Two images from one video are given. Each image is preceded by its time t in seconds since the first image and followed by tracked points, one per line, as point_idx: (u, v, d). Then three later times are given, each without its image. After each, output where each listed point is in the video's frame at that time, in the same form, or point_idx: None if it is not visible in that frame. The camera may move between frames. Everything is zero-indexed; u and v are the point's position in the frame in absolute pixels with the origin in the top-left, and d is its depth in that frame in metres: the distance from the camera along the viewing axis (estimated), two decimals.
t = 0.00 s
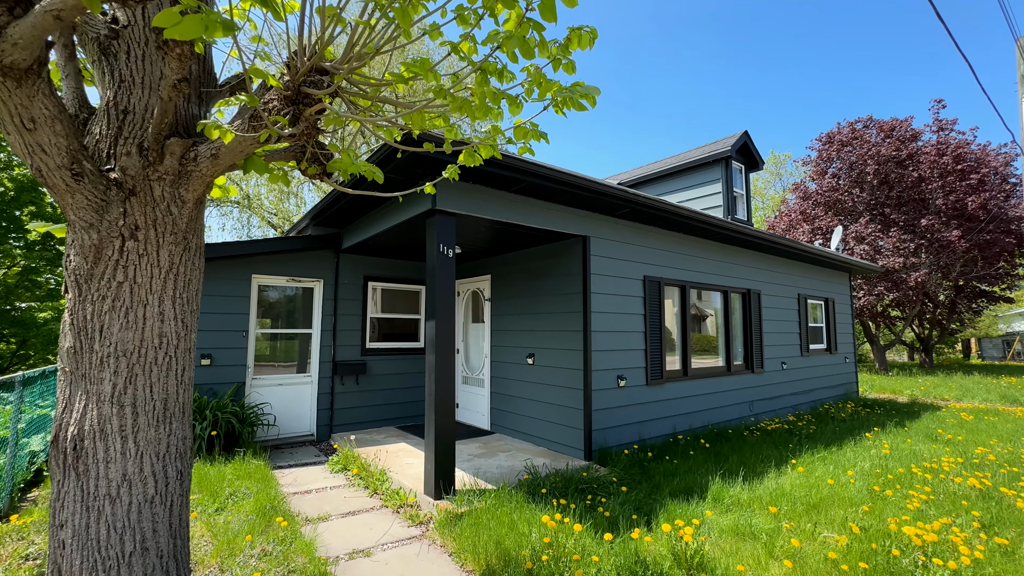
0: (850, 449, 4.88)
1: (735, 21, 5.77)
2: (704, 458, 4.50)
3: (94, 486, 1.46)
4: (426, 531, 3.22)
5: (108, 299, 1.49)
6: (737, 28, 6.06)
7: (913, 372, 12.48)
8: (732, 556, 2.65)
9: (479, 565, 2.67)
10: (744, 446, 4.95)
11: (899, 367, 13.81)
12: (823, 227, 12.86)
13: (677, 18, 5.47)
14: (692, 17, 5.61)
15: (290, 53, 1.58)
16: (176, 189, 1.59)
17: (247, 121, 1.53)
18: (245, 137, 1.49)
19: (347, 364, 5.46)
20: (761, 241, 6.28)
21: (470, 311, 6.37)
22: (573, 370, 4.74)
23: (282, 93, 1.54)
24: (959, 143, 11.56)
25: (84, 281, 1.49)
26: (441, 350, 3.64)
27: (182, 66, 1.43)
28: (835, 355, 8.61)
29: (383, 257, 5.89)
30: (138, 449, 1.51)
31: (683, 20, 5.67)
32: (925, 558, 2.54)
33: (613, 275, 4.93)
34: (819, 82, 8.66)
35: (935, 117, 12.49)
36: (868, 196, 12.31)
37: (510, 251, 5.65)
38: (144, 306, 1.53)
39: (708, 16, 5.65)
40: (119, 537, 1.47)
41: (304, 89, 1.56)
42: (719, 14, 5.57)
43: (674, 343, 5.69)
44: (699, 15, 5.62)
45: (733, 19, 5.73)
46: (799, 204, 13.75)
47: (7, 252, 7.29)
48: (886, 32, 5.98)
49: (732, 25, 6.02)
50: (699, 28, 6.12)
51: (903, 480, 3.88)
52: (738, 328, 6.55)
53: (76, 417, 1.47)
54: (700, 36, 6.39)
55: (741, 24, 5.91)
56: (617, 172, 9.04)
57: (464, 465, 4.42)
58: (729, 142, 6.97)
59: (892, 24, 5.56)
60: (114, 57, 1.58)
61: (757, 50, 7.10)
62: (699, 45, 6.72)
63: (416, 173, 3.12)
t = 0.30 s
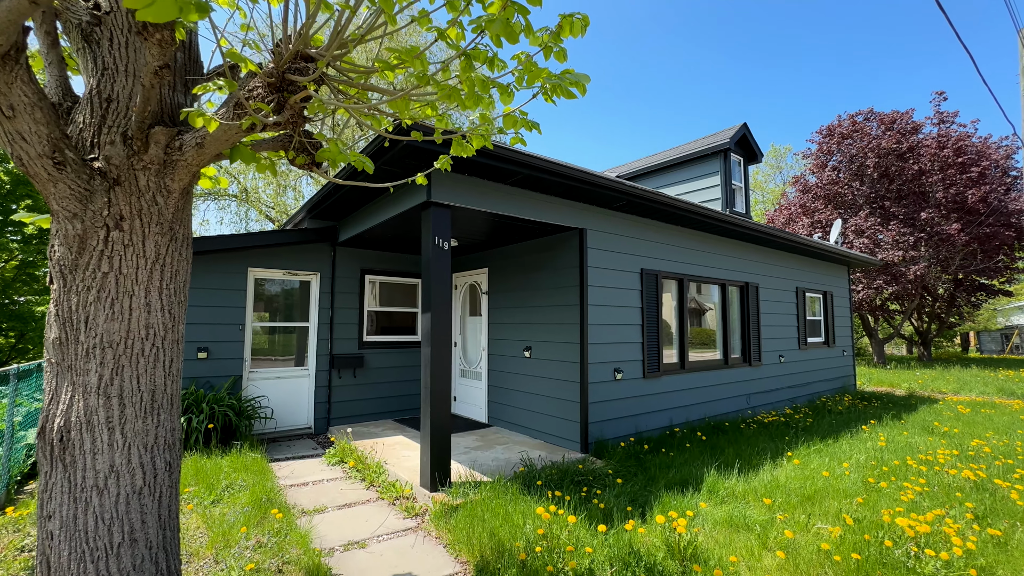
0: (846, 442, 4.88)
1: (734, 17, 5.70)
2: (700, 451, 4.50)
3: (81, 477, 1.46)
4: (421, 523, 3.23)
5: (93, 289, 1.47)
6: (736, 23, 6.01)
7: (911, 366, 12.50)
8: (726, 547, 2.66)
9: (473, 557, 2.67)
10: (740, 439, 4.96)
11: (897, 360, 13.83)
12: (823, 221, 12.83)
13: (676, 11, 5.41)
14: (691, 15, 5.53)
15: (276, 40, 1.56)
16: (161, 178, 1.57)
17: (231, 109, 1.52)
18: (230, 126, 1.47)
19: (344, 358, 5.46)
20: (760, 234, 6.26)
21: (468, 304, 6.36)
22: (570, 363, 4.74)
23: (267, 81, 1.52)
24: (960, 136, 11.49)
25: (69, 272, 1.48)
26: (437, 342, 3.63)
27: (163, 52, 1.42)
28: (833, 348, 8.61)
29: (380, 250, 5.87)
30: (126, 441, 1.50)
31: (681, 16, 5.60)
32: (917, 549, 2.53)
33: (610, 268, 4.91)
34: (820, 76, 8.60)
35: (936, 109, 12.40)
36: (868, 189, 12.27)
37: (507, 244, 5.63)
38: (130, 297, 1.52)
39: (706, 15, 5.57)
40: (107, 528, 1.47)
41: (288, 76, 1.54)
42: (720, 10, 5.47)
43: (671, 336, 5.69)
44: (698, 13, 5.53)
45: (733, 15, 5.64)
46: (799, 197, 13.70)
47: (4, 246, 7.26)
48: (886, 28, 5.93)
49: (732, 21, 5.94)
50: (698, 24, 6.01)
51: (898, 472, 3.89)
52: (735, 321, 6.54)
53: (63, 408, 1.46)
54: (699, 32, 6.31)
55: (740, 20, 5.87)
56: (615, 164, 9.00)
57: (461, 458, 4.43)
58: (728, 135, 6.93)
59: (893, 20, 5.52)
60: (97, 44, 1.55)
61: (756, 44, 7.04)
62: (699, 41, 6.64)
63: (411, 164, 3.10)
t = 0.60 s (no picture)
0: (844, 436, 4.87)
1: (735, 12, 5.63)
2: (698, 446, 4.50)
3: (70, 471, 1.45)
4: (418, 517, 3.23)
5: (80, 283, 1.46)
6: (737, 19, 5.94)
7: (911, 361, 12.48)
8: (722, 542, 2.65)
9: (468, 551, 2.67)
10: (739, 434, 4.95)
11: (897, 356, 13.82)
12: (824, 215, 12.78)
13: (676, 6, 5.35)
14: (691, 10, 5.46)
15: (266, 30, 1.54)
16: (149, 169, 1.55)
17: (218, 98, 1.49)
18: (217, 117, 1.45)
19: (343, 353, 5.45)
20: (759, 229, 6.23)
21: (466, 299, 6.34)
22: (568, 358, 4.73)
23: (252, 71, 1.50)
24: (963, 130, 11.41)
25: (55, 265, 1.46)
26: (434, 337, 3.61)
27: (147, 40, 1.42)
28: (832, 343, 8.60)
29: (378, 244, 5.86)
30: (114, 435, 1.49)
31: (682, 11, 5.53)
32: (913, 544, 2.51)
33: (609, 263, 4.89)
34: (822, 71, 8.53)
35: (939, 103, 12.30)
36: (869, 184, 12.21)
37: (505, 239, 5.60)
38: (117, 290, 1.50)
39: (706, 10, 5.49)
40: (96, 523, 1.46)
41: (275, 66, 1.52)
42: (720, 6, 5.42)
43: (669, 331, 5.68)
44: (698, 9, 5.47)
45: (733, 11, 5.60)
46: (800, 192, 13.65)
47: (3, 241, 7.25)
48: (887, 26, 5.88)
49: (733, 18, 5.87)
50: (698, 22, 5.99)
51: (896, 467, 3.88)
52: (734, 315, 6.53)
53: (50, 403, 1.45)
54: (699, 27, 6.24)
55: (741, 16, 5.81)
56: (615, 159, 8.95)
57: (458, 452, 4.42)
58: (728, 129, 6.89)
59: (896, 17, 5.45)
60: (82, 33, 1.52)
61: (757, 40, 6.98)
62: (699, 36, 6.56)
63: (406, 158, 3.09)
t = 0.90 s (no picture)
0: (845, 432, 4.85)
1: (737, 7, 5.57)
2: (698, 441, 4.48)
3: (58, 466, 1.43)
4: (416, 513, 3.21)
5: (66, 275, 1.44)
6: (739, 14, 5.88)
7: (912, 357, 12.44)
8: (721, 538, 2.63)
9: (466, 547, 2.65)
10: (739, 429, 4.93)
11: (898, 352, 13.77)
12: (825, 211, 12.72)
13: None
14: (693, 4, 5.40)
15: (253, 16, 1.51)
16: (137, 160, 1.52)
17: (206, 86, 1.46)
18: (204, 105, 1.42)
19: (342, 348, 5.43)
20: (761, 224, 6.18)
21: (466, 294, 6.31)
22: (567, 353, 4.71)
23: (239, 57, 1.47)
24: (966, 125, 11.32)
25: (42, 257, 1.44)
26: (432, 332, 3.58)
27: (131, 26, 1.38)
28: (833, 339, 8.56)
29: (377, 239, 5.83)
30: (103, 430, 1.47)
31: (683, 5, 5.47)
32: (914, 540, 2.49)
33: (608, 258, 4.86)
34: (825, 66, 8.45)
35: (942, 98, 12.20)
36: (872, 179, 12.13)
37: (505, 234, 5.56)
38: (105, 283, 1.48)
39: (708, 4, 5.43)
40: (85, 518, 1.45)
41: (262, 52, 1.49)
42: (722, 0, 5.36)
43: (669, 326, 5.65)
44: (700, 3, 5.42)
45: (735, 6, 5.54)
46: (802, 187, 13.57)
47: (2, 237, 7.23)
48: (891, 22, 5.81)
49: (736, 12, 5.80)
50: (700, 16, 5.93)
51: (897, 463, 3.85)
52: (735, 311, 6.49)
53: (38, 397, 1.43)
54: (701, 23, 6.18)
55: (743, 10, 5.75)
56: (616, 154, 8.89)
57: (457, 448, 4.41)
58: (729, 123, 6.83)
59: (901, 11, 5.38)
60: (68, 20, 1.49)
61: (759, 35, 6.91)
62: (701, 30, 6.49)
63: (403, 151, 3.06)
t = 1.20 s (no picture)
0: (847, 429, 4.81)
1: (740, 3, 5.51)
2: (699, 438, 4.45)
3: (46, 461, 1.40)
4: (414, 509, 3.19)
5: (53, 267, 1.41)
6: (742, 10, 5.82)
7: (915, 354, 12.36)
8: (721, 536, 2.60)
9: (464, 544, 2.63)
10: (740, 427, 4.90)
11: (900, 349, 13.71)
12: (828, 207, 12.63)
13: None
14: None
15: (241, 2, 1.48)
16: (125, 150, 1.49)
17: (194, 74, 1.43)
18: (192, 92, 1.39)
19: (342, 344, 5.41)
20: (763, 220, 6.13)
21: (467, 291, 6.28)
22: (567, 349, 4.68)
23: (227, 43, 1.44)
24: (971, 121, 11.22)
25: (29, 249, 1.42)
26: (431, 327, 3.55)
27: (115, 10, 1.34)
28: (836, 336, 8.51)
29: (377, 235, 5.80)
30: (92, 425, 1.44)
31: None
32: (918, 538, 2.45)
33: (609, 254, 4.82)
34: (829, 62, 8.38)
35: (947, 93, 12.10)
36: (875, 175, 12.04)
37: (505, 229, 5.52)
38: (93, 276, 1.45)
39: None
40: (74, 515, 1.43)
41: (251, 38, 1.46)
42: None
43: (671, 323, 5.61)
44: None
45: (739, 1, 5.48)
46: (805, 183, 13.49)
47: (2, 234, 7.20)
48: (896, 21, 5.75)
49: (738, 7, 5.74)
50: (703, 11, 5.87)
51: (900, 461, 3.81)
52: (737, 307, 6.45)
53: (25, 391, 1.40)
54: (704, 18, 6.11)
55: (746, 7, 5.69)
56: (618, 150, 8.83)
57: (457, 444, 4.39)
58: (732, 118, 6.77)
59: (906, 8, 5.31)
60: (54, 7, 1.46)
61: (763, 32, 6.85)
62: (703, 26, 6.42)
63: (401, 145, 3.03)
